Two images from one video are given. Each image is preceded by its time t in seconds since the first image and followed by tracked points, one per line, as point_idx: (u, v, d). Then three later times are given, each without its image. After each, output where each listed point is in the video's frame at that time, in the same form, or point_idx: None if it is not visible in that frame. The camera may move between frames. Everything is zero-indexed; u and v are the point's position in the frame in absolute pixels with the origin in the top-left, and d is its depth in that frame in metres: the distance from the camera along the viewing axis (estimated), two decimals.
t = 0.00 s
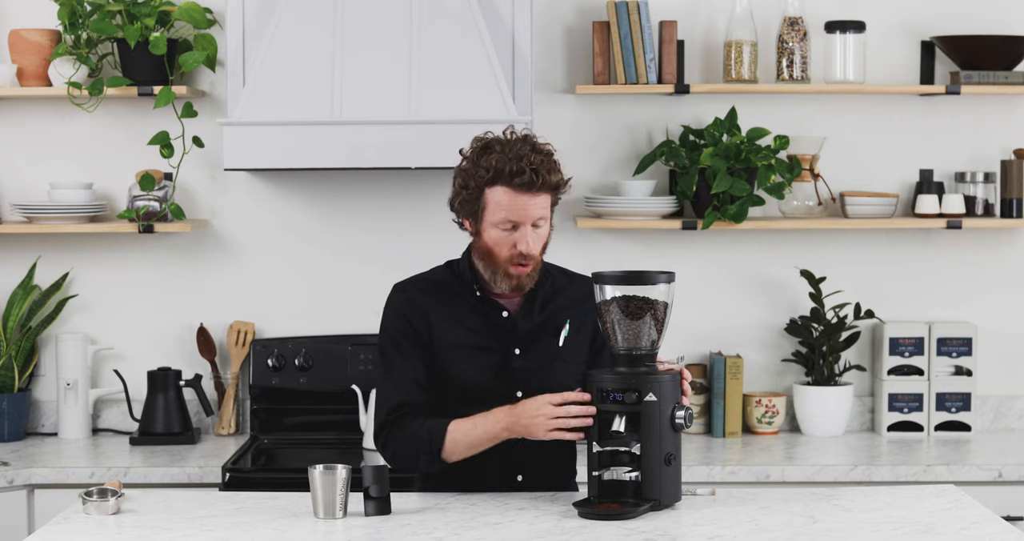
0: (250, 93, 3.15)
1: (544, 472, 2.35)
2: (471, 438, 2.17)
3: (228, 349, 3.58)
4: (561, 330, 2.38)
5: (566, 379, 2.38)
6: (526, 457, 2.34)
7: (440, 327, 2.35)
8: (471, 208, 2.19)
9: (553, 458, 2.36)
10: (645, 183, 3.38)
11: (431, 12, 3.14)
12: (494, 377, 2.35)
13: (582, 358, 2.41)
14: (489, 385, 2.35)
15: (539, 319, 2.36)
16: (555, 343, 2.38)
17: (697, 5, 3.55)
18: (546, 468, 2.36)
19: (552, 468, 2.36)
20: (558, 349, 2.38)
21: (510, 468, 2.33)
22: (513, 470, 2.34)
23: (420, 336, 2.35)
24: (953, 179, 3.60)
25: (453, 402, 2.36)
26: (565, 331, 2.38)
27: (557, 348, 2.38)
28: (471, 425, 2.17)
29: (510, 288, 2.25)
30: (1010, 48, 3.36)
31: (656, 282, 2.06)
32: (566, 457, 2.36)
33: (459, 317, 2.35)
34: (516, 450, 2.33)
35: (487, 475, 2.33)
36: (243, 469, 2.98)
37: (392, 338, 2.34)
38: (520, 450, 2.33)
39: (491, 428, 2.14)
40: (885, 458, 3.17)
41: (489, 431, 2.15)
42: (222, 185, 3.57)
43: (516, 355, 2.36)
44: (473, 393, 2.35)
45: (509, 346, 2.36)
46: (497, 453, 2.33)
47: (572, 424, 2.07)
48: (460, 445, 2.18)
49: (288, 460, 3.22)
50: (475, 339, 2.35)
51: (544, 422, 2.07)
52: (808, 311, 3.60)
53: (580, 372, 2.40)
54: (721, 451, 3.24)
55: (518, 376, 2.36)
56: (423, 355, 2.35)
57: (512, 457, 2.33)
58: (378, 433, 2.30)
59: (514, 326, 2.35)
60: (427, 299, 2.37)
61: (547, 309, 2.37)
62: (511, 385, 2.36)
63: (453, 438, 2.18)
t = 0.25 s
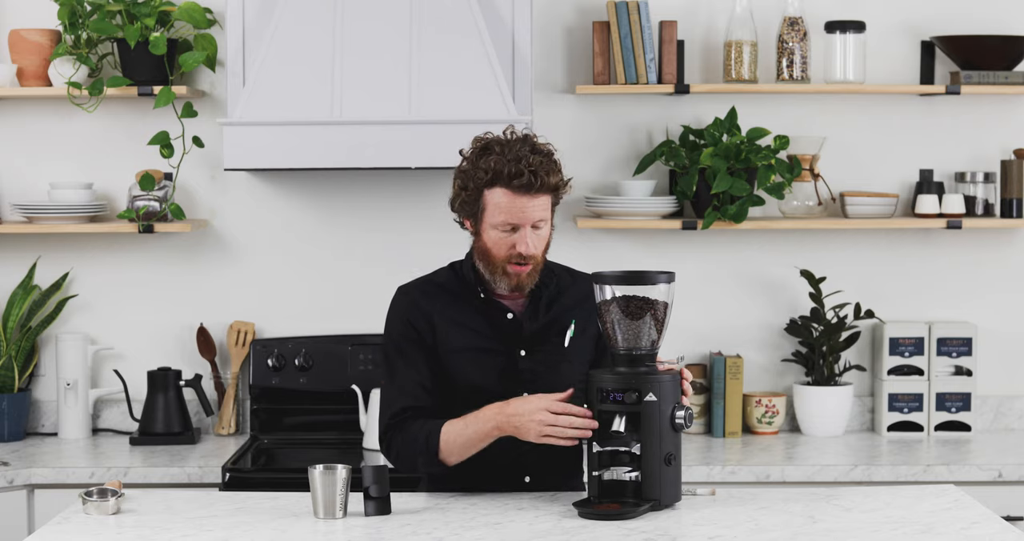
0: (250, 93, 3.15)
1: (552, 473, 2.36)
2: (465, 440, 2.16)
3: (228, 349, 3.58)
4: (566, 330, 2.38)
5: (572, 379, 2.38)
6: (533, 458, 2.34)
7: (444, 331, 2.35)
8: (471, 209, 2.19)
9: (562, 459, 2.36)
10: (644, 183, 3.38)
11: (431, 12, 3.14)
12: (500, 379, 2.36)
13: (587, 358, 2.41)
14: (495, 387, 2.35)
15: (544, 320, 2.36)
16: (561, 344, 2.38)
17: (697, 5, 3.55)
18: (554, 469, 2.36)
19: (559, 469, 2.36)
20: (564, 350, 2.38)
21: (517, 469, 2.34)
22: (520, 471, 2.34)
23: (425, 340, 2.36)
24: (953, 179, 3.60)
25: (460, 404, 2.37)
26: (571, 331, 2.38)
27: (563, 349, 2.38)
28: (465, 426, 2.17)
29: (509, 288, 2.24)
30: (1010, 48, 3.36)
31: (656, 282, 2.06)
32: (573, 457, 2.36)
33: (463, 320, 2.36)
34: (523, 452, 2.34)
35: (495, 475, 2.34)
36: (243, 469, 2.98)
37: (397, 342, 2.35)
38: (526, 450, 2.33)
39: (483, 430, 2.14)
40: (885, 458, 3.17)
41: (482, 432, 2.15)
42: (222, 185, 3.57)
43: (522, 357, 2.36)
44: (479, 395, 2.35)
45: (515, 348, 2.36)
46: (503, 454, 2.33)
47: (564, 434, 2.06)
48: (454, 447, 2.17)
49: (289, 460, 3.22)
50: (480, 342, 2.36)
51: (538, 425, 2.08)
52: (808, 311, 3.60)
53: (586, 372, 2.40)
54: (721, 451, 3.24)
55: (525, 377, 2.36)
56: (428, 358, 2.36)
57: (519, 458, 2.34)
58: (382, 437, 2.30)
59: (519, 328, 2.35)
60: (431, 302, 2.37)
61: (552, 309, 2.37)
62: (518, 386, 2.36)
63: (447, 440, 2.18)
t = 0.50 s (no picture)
0: (250, 93, 3.15)
1: (559, 474, 2.35)
2: (470, 439, 2.17)
3: (228, 349, 3.58)
4: (574, 332, 2.39)
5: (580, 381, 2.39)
6: (541, 459, 2.34)
7: (452, 333, 2.35)
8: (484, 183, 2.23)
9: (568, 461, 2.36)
10: (644, 183, 3.38)
11: (431, 12, 3.14)
12: (508, 381, 2.36)
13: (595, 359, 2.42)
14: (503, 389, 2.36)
15: (553, 323, 2.36)
16: (569, 346, 2.38)
17: (697, 5, 3.55)
18: (562, 471, 2.36)
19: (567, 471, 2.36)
20: (572, 352, 2.39)
21: (522, 470, 2.34)
22: (528, 472, 2.35)
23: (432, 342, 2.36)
24: (953, 179, 3.60)
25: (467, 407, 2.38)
26: (579, 334, 2.39)
27: (570, 351, 2.38)
28: (469, 423, 2.17)
29: (511, 270, 2.22)
30: (1010, 48, 3.36)
31: (656, 283, 2.06)
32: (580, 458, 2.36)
33: (471, 321, 2.36)
34: (529, 453, 2.34)
35: (500, 476, 2.34)
36: (243, 469, 2.98)
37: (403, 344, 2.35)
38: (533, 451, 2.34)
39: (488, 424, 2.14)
40: (885, 458, 3.17)
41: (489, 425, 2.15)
42: (222, 185, 3.57)
43: (530, 359, 2.37)
44: (486, 398, 2.36)
45: (524, 350, 2.37)
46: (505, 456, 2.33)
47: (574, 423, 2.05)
48: (461, 446, 2.18)
49: (289, 460, 3.22)
50: (487, 344, 2.36)
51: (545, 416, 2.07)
52: (808, 311, 3.60)
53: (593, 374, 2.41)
54: (721, 451, 3.24)
55: (533, 379, 2.37)
56: (435, 361, 2.36)
57: (527, 459, 2.34)
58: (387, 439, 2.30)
59: (527, 331, 2.35)
60: (439, 304, 2.37)
61: (560, 312, 2.36)
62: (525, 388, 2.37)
63: (453, 440, 2.18)
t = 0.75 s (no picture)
0: (250, 93, 3.15)
1: (560, 477, 2.35)
2: (468, 438, 2.16)
3: (228, 349, 3.58)
4: (579, 335, 2.39)
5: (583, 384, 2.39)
6: (542, 460, 2.34)
7: (456, 332, 2.36)
8: (498, 173, 2.24)
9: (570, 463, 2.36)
10: (644, 183, 3.38)
11: (431, 12, 3.14)
12: (511, 381, 2.36)
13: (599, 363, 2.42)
14: (505, 390, 2.36)
15: (557, 324, 2.37)
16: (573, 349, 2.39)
17: (697, 5, 3.55)
18: (562, 472, 2.36)
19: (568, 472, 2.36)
20: (576, 355, 2.39)
21: (523, 471, 2.34)
22: (528, 473, 2.35)
23: (436, 341, 2.36)
24: (953, 179, 3.60)
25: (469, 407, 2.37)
26: (583, 336, 2.39)
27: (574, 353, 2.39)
28: (468, 422, 2.17)
29: (521, 259, 2.20)
30: (1010, 49, 3.36)
31: (656, 282, 2.06)
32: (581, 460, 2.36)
33: (475, 321, 2.36)
34: (531, 454, 2.34)
35: (501, 476, 2.34)
36: (243, 469, 2.98)
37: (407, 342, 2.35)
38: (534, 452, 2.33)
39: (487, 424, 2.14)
40: (885, 458, 3.17)
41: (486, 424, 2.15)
42: (222, 185, 3.57)
43: (534, 360, 2.37)
44: (489, 398, 2.36)
45: (527, 352, 2.37)
46: (505, 456, 2.34)
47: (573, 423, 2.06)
48: (460, 445, 2.18)
49: (289, 460, 3.22)
50: (491, 345, 2.36)
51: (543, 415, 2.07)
52: (808, 311, 3.60)
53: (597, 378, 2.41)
54: (721, 451, 3.24)
55: (535, 381, 2.37)
56: (438, 359, 2.36)
57: (528, 460, 2.34)
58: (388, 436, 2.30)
59: (530, 332, 2.36)
60: (444, 302, 2.37)
61: (565, 313, 2.38)
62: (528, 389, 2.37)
63: (452, 438, 2.18)
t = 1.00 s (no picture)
0: (250, 93, 3.15)
1: (561, 477, 2.35)
2: (472, 439, 2.18)
3: (228, 349, 3.58)
4: (581, 335, 2.38)
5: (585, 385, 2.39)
6: (543, 460, 2.35)
7: (458, 331, 2.36)
8: (504, 172, 2.25)
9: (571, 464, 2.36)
10: (644, 183, 3.38)
11: (431, 12, 3.14)
12: (512, 381, 2.37)
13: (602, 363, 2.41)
14: (506, 389, 2.36)
15: (559, 324, 2.37)
16: (575, 349, 2.38)
17: (697, 5, 3.55)
18: (562, 472, 2.36)
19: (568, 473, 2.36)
20: (578, 355, 2.38)
21: (524, 471, 2.35)
22: (529, 473, 2.35)
23: (438, 340, 2.37)
24: (953, 179, 3.60)
25: (471, 406, 2.38)
26: (586, 337, 2.39)
27: (577, 354, 2.38)
28: (472, 423, 2.18)
29: (526, 256, 2.20)
30: (1010, 49, 3.36)
31: (656, 282, 2.06)
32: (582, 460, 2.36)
33: (478, 320, 2.36)
34: (532, 454, 2.34)
35: (501, 476, 2.35)
36: (243, 469, 2.98)
37: (409, 340, 2.35)
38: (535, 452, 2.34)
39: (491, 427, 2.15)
40: (885, 458, 3.17)
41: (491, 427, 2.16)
42: (222, 185, 3.57)
43: (536, 360, 2.36)
44: (490, 397, 2.36)
45: (529, 351, 2.37)
46: (505, 457, 2.34)
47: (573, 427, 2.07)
48: (463, 445, 2.19)
49: (289, 460, 3.22)
50: (493, 344, 2.36)
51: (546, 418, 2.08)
52: (808, 311, 3.60)
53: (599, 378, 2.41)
54: (721, 451, 3.24)
55: (536, 381, 2.37)
56: (440, 358, 2.37)
57: (529, 460, 2.34)
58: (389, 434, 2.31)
59: (532, 331, 2.36)
60: (447, 301, 2.38)
61: (568, 313, 2.37)
62: (530, 389, 2.37)
63: (455, 439, 2.19)
